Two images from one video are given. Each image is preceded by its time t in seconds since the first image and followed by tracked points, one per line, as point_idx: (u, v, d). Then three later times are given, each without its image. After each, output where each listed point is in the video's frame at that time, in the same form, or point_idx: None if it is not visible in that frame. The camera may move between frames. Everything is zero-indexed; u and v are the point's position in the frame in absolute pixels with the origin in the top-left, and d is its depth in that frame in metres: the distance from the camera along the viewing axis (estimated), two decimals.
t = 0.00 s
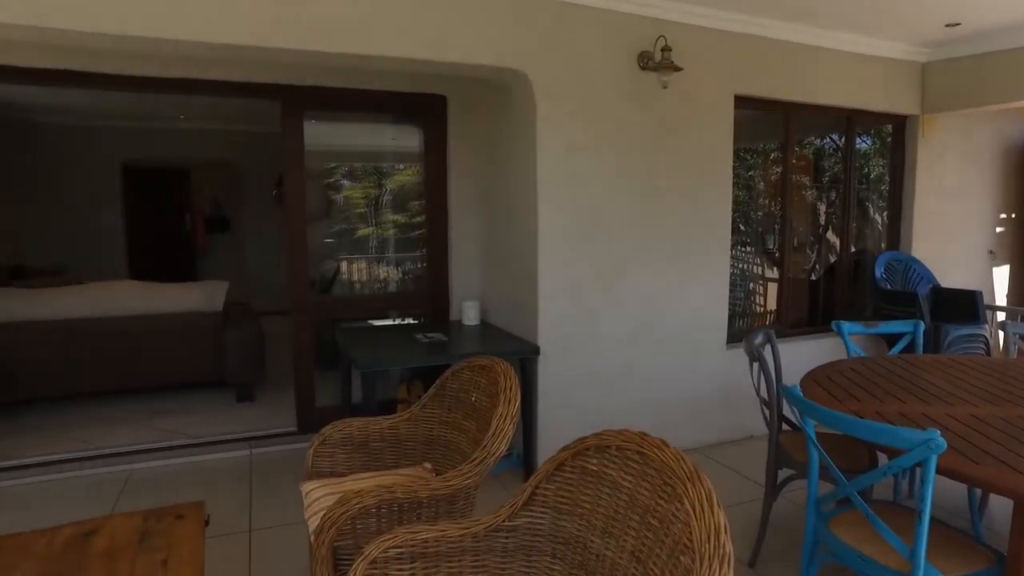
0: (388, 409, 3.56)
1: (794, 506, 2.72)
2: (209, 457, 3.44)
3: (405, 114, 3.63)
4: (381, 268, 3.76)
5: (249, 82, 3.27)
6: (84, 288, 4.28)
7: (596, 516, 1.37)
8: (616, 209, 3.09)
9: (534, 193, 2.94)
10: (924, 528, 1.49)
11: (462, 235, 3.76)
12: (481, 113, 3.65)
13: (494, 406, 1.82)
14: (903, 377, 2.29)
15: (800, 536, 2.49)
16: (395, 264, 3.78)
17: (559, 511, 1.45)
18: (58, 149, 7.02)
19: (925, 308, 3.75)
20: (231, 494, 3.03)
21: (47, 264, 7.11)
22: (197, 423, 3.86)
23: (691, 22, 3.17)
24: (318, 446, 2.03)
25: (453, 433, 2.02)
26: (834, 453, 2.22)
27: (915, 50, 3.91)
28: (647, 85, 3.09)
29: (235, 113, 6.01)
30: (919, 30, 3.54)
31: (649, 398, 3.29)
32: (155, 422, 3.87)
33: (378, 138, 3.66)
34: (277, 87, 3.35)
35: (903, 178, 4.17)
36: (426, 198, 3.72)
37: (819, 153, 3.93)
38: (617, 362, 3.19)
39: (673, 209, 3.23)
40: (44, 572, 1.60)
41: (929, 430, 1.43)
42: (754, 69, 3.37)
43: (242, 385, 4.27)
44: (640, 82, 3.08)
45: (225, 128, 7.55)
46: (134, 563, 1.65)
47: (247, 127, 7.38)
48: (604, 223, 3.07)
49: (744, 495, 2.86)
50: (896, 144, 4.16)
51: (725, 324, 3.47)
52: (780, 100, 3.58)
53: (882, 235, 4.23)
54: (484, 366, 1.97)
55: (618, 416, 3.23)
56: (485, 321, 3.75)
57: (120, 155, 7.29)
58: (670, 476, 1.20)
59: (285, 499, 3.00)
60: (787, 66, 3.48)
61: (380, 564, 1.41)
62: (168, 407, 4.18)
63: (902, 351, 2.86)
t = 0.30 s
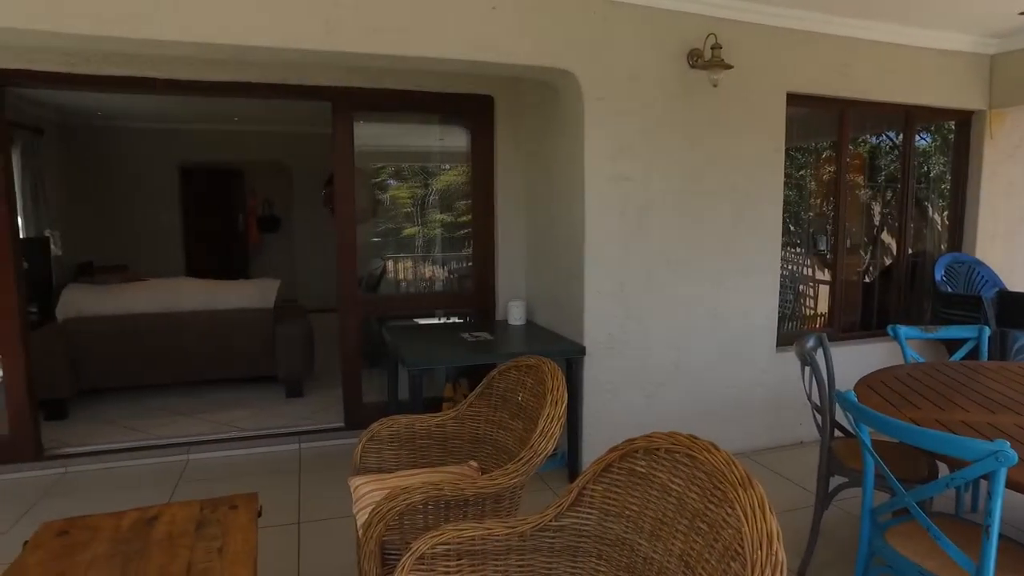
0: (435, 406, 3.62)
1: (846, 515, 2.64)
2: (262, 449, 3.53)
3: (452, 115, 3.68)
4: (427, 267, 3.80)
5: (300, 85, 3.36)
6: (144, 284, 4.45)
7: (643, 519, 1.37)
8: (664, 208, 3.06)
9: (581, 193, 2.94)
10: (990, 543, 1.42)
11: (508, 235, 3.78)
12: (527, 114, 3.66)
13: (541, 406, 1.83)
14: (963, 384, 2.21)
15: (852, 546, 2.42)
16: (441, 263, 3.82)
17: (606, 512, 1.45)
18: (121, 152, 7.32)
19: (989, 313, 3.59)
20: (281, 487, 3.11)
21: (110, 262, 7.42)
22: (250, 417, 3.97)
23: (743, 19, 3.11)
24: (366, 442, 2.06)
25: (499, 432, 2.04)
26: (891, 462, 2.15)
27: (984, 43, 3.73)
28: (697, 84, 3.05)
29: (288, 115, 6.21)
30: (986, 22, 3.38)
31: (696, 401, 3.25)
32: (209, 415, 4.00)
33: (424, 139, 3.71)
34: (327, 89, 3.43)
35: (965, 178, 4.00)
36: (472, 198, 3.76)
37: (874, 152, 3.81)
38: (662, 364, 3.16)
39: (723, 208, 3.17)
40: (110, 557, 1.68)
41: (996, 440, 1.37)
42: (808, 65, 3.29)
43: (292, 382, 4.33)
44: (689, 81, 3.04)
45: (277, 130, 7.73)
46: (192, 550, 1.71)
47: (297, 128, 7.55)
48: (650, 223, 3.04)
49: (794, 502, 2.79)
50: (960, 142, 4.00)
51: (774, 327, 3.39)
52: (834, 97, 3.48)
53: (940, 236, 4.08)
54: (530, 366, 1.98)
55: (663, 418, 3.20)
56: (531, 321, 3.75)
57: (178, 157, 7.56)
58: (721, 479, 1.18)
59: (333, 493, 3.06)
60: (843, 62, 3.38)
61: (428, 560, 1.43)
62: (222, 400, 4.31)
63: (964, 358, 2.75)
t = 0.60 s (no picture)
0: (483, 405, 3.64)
1: (907, 527, 2.55)
2: (314, 443, 3.61)
3: (503, 115, 3.71)
4: (475, 266, 3.82)
5: (353, 86, 3.44)
6: (203, 281, 4.60)
7: (697, 524, 1.35)
8: (717, 209, 3.00)
9: (632, 194, 2.92)
10: None
11: (557, 235, 3.80)
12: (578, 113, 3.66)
13: (592, 407, 1.82)
14: None
15: (913, 560, 2.34)
16: (489, 263, 3.84)
17: (658, 516, 1.44)
18: (181, 153, 7.58)
19: None
20: (333, 480, 3.18)
21: (171, 259, 7.70)
22: (302, 412, 4.06)
23: (801, 14, 3.02)
24: (416, 439, 2.08)
25: (549, 432, 2.04)
26: (957, 474, 2.06)
27: None
28: (752, 81, 2.98)
29: (340, 117, 6.35)
30: None
31: (748, 406, 3.18)
32: (264, 409, 4.11)
33: (474, 139, 3.73)
34: (380, 90, 3.49)
35: None
36: (520, 198, 3.79)
37: (938, 149, 3.66)
38: (714, 366, 3.10)
39: (779, 209, 3.09)
40: (174, 543, 1.75)
41: None
42: (870, 61, 3.18)
43: (343, 378, 4.43)
44: (744, 78, 2.97)
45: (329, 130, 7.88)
46: (250, 539, 1.76)
47: (349, 129, 7.70)
48: (703, 224, 2.99)
49: (852, 512, 2.71)
50: None
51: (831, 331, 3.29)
52: (897, 93, 3.36)
53: (1011, 237, 3.90)
54: (580, 366, 1.99)
55: (715, 422, 3.15)
56: (579, 321, 3.74)
57: (234, 158, 7.78)
58: (779, 486, 1.15)
59: (383, 488, 3.11)
60: (908, 57, 3.25)
61: (479, 558, 1.44)
62: (276, 394, 4.43)
63: None
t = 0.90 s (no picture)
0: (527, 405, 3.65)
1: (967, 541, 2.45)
2: (360, 439, 3.67)
3: (548, 115, 3.72)
4: (517, 266, 3.83)
5: (400, 87, 3.49)
6: (254, 279, 4.72)
7: (748, 530, 1.33)
8: (768, 209, 2.94)
9: (680, 194, 2.89)
10: None
11: (604, 235, 3.78)
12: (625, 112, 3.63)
13: (641, 410, 1.82)
14: None
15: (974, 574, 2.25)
16: (533, 263, 3.85)
17: (708, 521, 1.42)
18: (233, 155, 7.79)
19: None
20: (378, 477, 3.22)
21: (223, 258, 7.92)
22: (348, 408, 4.13)
23: (857, 8, 2.94)
24: (462, 438, 2.10)
25: (595, 434, 2.06)
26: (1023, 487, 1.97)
27: None
28: (805, 79, 2.91)
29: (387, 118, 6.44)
30: None
31: (798, 410, 3.10)
32: (311, 405, 4.20)
33: (520, 139, 3.74)
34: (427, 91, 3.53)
35: None
36: (565, 198, 3.80)
37: (1004, 146, 3.51)
38: (764, 370, 3.04)
39: (833, 209, 3.01)
40: (228, 534, 1.80)
41: None
42: (931, 56, 3.06)
43: (388, 376, 4.48)
44: (796, 76, 2.90)
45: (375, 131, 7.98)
46: (300, 532, 1.80)
47: (394, 129, 7.79)
48: (753, 225, 2.94)
49: (908, 523, 2.62)
50: None
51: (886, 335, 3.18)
52: (960, 89, 3.23)
53: None
54: (628, 367, 2.02)
55: (763, 426, 3.08)
56: (625, 323, 3.71)
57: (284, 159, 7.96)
58: (836, 494, 1.12)
59: (428, 485, 3.14)
60: (972, 51, 3.12)
61: (526, 558, 1.43)
62: (324, 390, 4.52)
63: None
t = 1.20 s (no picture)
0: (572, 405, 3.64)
1: None
2: (406, 436, 3.72)
3: (596, 114, 3.72)
4: (562, 265, 3.82)
5: (447, 88, 3.53)
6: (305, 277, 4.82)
7: (804, 538, 1.30)
8: (821, 209, 2.87)
9: (730, 194, 2.84)
10: None
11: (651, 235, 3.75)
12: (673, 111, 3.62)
13: (691, 413, 1.80)
14: None
15: None
16: (578, 262, 3.84)
17: (761, 527, 1.40)
18: (283, 156, 7.97)
19: None
20: (422, 474, 3.26)
21: (273, 256, 8.12)
22: (394, 406, 4.19)
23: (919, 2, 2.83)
24: (509, 437, 2.13)
25: (644, 436, 2.07)
26: None
27: None
28: (862, 75, 2.82)
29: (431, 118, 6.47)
30: None
31: (852, 417, 3.02)
32: (358, 401, 4.27)
33: (566, 139, 3.74)
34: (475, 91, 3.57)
35: None
36: (610, 198, 3.78)
37: None
38: (816, 374, 2.97)
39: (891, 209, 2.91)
40: (281, 526, 1.84)
41: None
42: (999, 49, 2.92)
43: (433, 374, 4.52)
44: (852, 72, 2.82)
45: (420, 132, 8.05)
46: (350, 526, 1.83)
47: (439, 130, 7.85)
48: (806, 225, 2.87)
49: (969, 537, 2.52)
50: None
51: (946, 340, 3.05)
52: None
53: None
54: (677, 369, 2.02)
55: (815, 432, 3.01)
56: (672, 325, 3.66)
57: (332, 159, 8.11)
58: (898, 504, 1.09)
59: (471, 484, 3.16)
60: None
61: (575, 559, 1.42)
62: (370, 388, 4.59)
63: None
